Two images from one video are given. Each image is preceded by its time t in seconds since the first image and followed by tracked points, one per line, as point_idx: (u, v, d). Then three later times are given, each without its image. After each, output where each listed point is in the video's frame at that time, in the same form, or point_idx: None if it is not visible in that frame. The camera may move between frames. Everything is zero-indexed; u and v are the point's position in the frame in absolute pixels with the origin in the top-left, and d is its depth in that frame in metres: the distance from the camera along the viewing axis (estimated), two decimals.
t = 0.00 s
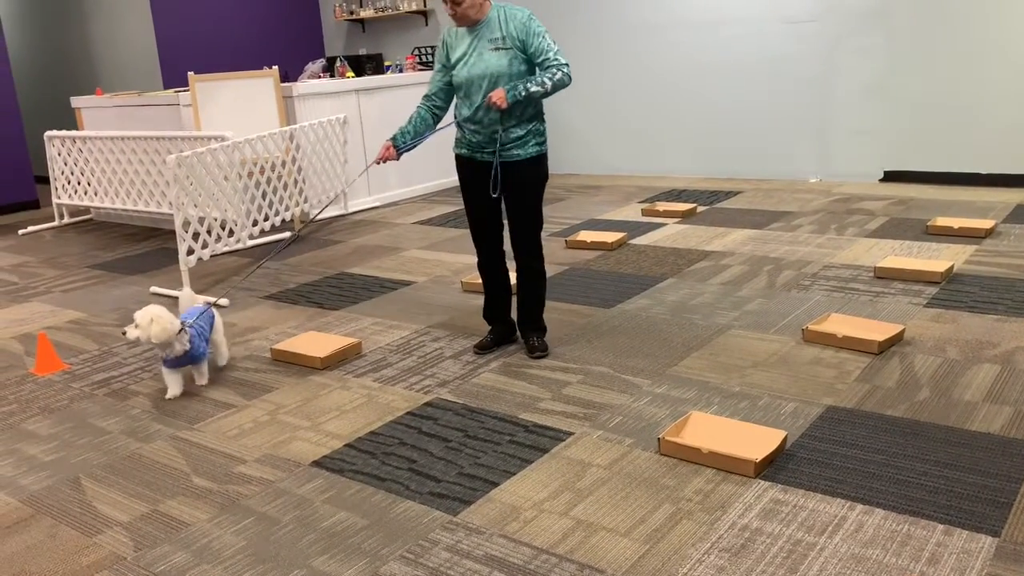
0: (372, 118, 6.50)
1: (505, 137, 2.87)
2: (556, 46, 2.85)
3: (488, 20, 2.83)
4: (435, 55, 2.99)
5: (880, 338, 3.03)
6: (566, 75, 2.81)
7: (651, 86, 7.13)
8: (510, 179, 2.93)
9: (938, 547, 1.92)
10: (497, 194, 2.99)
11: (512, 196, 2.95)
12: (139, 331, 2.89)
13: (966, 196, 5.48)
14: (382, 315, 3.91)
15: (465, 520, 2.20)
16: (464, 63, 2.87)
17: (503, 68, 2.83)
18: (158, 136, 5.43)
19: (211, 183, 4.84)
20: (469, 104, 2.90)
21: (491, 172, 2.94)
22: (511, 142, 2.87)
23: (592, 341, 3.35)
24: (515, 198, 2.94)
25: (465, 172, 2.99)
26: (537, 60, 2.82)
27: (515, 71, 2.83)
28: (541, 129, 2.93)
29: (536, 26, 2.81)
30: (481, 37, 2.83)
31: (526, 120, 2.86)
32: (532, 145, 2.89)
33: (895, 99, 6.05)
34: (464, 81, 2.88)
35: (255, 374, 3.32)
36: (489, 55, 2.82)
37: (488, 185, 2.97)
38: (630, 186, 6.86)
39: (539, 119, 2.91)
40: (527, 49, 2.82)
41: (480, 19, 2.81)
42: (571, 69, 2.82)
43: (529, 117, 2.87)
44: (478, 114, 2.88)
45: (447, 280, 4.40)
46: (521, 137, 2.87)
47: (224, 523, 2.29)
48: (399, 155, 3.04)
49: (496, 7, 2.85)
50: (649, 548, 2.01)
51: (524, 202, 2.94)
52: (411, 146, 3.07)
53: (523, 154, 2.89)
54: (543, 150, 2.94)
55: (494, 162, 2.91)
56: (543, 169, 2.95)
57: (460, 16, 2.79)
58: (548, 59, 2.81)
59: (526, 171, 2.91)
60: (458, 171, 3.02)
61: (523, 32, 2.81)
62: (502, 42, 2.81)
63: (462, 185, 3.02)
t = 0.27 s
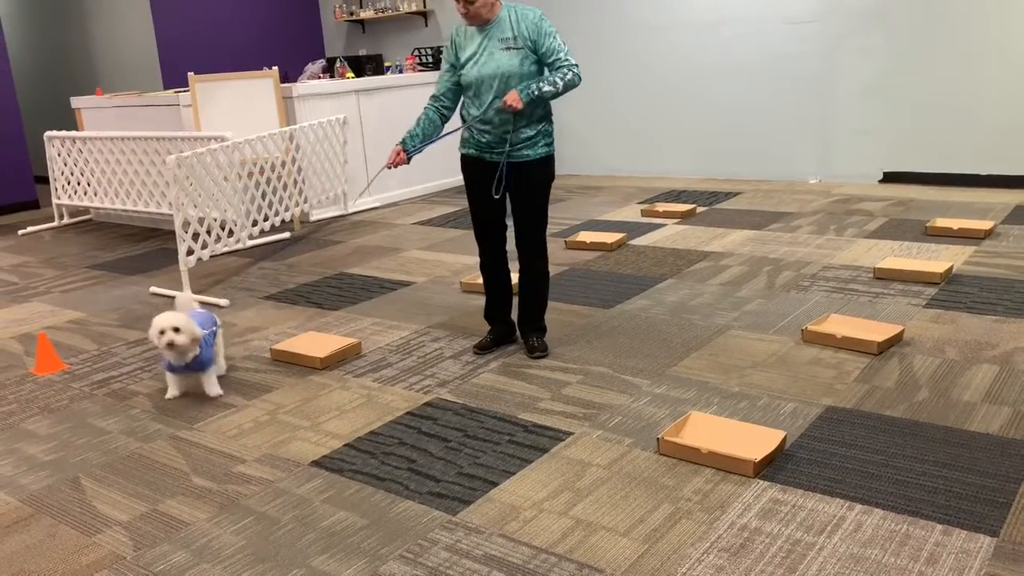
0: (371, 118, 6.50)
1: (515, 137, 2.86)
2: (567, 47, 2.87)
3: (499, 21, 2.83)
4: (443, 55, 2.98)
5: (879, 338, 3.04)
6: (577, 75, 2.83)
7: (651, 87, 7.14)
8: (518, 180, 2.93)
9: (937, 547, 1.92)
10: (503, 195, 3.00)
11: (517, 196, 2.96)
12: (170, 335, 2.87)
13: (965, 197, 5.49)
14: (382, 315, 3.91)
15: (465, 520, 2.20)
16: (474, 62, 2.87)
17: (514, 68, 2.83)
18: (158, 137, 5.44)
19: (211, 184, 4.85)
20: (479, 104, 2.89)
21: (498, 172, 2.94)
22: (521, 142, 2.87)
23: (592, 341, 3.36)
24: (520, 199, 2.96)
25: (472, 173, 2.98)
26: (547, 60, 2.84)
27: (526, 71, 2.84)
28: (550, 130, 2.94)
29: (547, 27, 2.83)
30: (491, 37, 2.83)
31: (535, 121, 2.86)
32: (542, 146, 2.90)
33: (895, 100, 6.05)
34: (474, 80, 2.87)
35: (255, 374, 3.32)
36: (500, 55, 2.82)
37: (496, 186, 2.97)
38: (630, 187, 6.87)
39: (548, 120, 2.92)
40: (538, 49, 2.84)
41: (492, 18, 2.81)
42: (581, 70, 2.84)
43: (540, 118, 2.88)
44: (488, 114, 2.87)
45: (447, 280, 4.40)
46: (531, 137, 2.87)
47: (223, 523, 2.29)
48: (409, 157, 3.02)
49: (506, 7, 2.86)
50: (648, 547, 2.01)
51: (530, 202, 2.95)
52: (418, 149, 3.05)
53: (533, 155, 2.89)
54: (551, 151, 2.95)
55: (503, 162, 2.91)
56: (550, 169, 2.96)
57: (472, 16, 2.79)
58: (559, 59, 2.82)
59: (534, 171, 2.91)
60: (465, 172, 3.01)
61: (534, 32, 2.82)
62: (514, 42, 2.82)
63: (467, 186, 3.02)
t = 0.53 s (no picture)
0: (366, 119, 6.50)
1: (517, 138, 2.85)
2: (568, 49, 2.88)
3: (501, 21, 2.83)
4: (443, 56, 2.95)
5: (872, 338, 3.04)
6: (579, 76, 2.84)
7: (645, 87, 7.14)
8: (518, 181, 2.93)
9: (928, 547, 1.92)
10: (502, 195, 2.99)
11: (516, 196, 2.95)
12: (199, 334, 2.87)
13: (959, 198, 5.50)
14: (376, 315, 3.91)
15: (457, 521, 2.20)
16: (475, 62, 2.85)
17: (517, 68, 2.82)
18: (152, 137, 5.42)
19: (205, 185, 4.84)
20: (481, 105, 2.87)
21: (498, 173, 2.93)
22: (523, 142, 2.86)
23: (586, 342, 3.36)
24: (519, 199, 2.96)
25: (470, 174, 2.96)
26: (550, 60, 2.84)
27: (529, 71, 2.83)
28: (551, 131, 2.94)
29: (550, 27, 2.84)
30: (494, 37, 2.82)
31: (538, 121, 2.86)
32: (544, 146, 2.90)
33: (889, 100, 6.07)
34: (475, 80, 2.85)
35: (249, 375, 3.31)
36: (503, 54, 2.81)
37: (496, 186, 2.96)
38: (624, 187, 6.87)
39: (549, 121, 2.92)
40: (541, 49, 2.84)
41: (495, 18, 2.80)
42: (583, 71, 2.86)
43: (542, 118, 2.87)
44: (491, 113, 2.85)
45: (441, 281, 4.40)
46: (533, 137, 2.87)
47: (215, 524, 2.28)
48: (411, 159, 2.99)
49: (507, 8, 2.85)
50: (640, 548, 2.01)
51: (530, 203, 2.95)
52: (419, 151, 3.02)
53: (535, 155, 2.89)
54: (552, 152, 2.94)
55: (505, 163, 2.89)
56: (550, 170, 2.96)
57: (474, 15, 2.77)
58: (561, 59, 2.83)
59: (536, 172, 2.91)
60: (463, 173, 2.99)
61: (537, 33, 2.83)
62: (517, 42, 2.81)
63: (465, 187, 2.99)
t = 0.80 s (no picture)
0: (359, 119, 6.49)
1: (518, 139, 2.85)
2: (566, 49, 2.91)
3: (500, 21, 2.82)
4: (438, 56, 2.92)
5: (863, 338, 3.05)
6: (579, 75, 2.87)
7: (638, 88, 7.15)
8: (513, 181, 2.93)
9: (919, 547, 1.93)
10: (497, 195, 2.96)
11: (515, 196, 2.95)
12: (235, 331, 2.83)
13: (950, 199, 5.52)
14: (368, 316, 3.91)
15: (450, 522, 2.20)
16: (475, 63, 2.83)
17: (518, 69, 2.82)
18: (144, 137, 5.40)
19: (197, 185, 4.83)
20: (480, 106, 2.85)
21: (496, 174, 2.91)
22: (523, 143, 2.86)
23: (578, 342, 3.36)
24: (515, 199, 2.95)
25: (466, 174, 2.90)
26: (550, 60, 2.86)
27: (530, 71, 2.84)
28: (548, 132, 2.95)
29: (549, 28, 2.86)
30: (494, 37, 2.81)
31: (538, 122, 2.87)
32: (543, 147, 2.91)
33: (880, 101, 6.09)
34: (476, 81, 2.83)
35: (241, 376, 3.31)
36: (505, 54, 2.80)
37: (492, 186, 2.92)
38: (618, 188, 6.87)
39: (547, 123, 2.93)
40: (540, 50, 2.85)
41: (495, 18, 2.80)
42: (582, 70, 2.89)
43: (542, 119, 2.88)
44: (492, 114, 2.83)
45: (434, 281, 4.39)
46: (533, 138, 2.87)
47: (207, 526, 2.28)
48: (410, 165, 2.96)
49: (505, 8, 2.85)
50: (633, 548, 2.01)
51: (526, 203, 2.95)
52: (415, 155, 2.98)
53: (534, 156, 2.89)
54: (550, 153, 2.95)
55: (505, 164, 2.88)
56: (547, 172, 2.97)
57: (477, 16, 2.76)
58: (561, 59, 2.86)
59: (532, 172, 2.92)
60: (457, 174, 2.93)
61: (537, 33, 2.84)
62: (518, 42, 2.81)
63: (459, 187, 2.94)
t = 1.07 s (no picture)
0: (352, 119, 6.48)
1: (515, 140, 2.81)
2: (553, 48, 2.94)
3: (493, 22, 2.79)
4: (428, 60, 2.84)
5: (856, 339, 3.06)
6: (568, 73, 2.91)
7: (631, 88, 7.16)
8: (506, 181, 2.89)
9: (911, 547, 1.94)
10: (491, 199, 2.90)
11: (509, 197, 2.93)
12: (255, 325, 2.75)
13: (942, 200, 5.54)
14: (362, 316, 3.90)
15: (443, 523, 2.20)
16: (471, 64, 2.77)
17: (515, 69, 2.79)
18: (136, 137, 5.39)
19: (189, 184, 4.81)
20: (476, 108, 2.79)
21: (492, 176, 2.86)
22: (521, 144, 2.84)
23: (572, 342, 3.36)
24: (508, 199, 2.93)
25: (460, 175, 2.83)
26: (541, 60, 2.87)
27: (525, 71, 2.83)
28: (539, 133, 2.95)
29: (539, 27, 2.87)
30: (489, 38, 2.77)
31: (533, 122, 2.86)
32: (537, 148, 2.90)
33: (873, 102, 6.11)
34: (472, 83, 2.77)
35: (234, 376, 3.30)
36: (502, 54, 2.77)
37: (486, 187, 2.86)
38: (611, 188, 6.88)
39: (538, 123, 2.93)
40: (533, 49, 2.85)
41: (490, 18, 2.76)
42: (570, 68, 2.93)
43: (536, 119, 2.88)
44: (491, 116, 2.78)
45: (427, 281, 4.39)
46: (530, 138, 2.86)
47: (200, 526, 2.27)
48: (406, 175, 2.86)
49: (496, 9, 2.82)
50: (626, 548, 2.01)
51: (519, 202, 2.93)
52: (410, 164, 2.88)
53: (530, 157, 2.88)
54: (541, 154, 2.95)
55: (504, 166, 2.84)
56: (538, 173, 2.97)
57: (473, 17, 2.71)
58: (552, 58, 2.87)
59: (525, 173, 2.89)
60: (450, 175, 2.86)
61: (529, 32, 2.84)
62: (515, 42, 2.79)
63: (452, 188, 2.87)
